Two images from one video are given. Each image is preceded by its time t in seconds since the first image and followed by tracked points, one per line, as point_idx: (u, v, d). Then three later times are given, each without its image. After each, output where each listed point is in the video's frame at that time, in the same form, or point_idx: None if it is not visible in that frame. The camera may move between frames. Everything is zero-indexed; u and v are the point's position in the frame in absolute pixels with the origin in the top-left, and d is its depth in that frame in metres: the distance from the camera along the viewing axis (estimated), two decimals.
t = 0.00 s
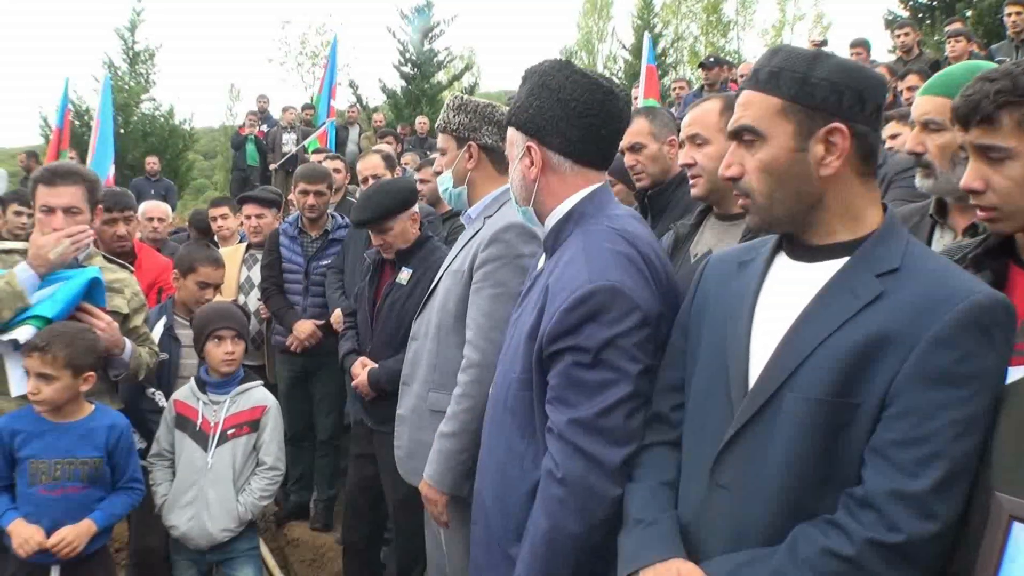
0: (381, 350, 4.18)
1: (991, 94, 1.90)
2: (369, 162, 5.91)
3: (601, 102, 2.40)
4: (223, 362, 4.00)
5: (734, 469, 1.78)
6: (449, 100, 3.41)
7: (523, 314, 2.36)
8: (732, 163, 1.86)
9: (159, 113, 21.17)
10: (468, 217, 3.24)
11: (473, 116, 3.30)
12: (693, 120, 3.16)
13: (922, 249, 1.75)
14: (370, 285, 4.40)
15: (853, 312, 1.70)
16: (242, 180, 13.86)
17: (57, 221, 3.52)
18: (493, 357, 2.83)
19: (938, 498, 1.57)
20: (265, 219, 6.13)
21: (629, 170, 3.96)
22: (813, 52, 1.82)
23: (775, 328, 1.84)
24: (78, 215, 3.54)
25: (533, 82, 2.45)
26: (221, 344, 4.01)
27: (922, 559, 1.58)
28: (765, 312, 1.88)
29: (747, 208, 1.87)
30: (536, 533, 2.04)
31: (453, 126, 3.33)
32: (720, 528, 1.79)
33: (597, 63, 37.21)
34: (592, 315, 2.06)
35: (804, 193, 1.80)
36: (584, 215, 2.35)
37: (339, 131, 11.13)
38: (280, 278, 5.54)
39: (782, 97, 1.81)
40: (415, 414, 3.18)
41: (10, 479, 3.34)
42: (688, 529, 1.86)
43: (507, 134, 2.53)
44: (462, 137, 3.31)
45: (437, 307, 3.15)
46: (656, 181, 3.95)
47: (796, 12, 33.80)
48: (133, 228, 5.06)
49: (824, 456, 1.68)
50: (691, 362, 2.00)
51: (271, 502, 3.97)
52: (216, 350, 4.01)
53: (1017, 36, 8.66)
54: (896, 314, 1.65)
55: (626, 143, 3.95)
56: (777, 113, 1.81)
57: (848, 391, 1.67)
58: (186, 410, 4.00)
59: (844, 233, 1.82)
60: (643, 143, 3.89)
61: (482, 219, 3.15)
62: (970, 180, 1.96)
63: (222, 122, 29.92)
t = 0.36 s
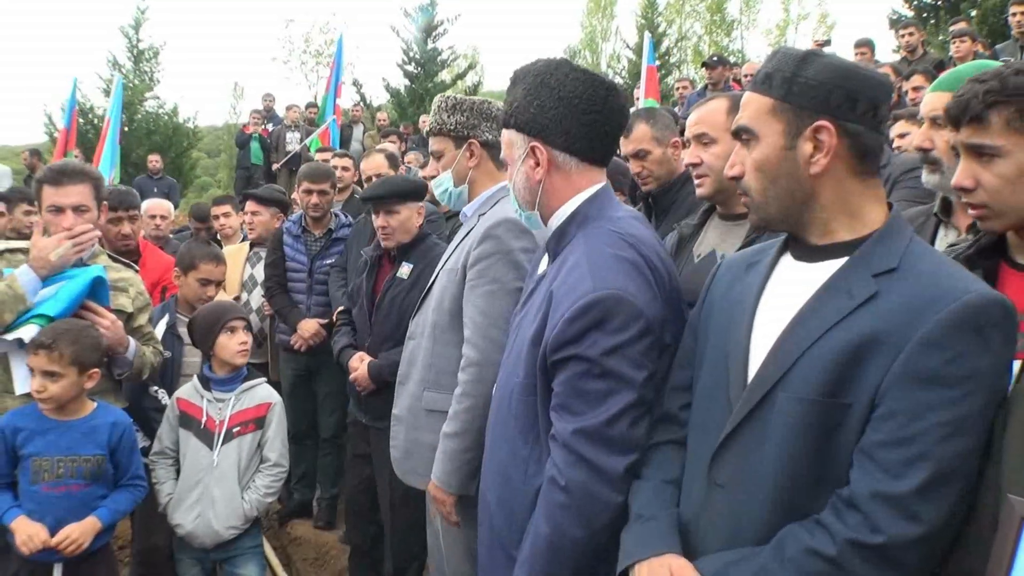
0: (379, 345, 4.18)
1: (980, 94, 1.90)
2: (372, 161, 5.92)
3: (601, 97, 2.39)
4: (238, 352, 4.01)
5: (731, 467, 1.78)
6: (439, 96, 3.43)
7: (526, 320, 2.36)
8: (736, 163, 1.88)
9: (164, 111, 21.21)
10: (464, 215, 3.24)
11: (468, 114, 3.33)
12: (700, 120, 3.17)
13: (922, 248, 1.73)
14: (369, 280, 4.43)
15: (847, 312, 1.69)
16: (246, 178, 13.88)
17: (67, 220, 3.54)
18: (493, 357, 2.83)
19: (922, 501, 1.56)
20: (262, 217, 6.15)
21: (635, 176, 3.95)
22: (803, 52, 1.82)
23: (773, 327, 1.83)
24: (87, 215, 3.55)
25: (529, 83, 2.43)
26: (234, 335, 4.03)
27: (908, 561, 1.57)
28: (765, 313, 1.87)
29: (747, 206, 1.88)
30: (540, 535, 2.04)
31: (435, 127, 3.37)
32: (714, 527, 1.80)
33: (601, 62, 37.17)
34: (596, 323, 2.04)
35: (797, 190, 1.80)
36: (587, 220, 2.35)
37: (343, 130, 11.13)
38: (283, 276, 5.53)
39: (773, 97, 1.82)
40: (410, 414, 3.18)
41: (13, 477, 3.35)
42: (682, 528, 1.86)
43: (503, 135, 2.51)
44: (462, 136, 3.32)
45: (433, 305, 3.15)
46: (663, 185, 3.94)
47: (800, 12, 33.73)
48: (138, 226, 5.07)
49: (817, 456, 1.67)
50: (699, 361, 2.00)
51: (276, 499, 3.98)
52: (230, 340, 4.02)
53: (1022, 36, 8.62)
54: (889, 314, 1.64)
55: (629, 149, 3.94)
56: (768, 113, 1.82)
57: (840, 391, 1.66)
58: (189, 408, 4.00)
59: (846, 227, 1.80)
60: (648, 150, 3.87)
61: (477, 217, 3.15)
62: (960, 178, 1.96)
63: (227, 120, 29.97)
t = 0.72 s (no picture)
0: (373, 337, 4.16)
1: (984, 87, 1.91)
2: (378, 159, 5.94)
3: (596, 102, 2.42)
4: (244, 352, 4.02)
5: (727, 465, 1.79)
6: (426, 105, 3.41)
7: (536, 310, 2.35)
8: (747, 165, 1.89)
9: (168, 110, 21.23)
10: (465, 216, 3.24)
11: (462, 121, 3.34)
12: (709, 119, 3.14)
13: (925, 249, 1.71)
14: (365, 275, 4.39)
15: (840, 313, 1.68)
16: (252, 177, 13.92)
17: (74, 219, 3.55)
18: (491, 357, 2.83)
19: (903, 504, 1.53)
20: (272, 214, 6.14)
21: (641, 178, 3.94)
22: (801, 55, 1.82)
23: (772, 326, 1.83)
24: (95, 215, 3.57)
25: (521, 98, 2.42)
26: (242, 335, 4.03)
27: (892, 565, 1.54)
28: (767, 313, 1.87)
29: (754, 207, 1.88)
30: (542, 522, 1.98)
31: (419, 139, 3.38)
32: (709, 526, 1.80)
33: (606, 62, 37.16)
34: (620, 304, 2.04)
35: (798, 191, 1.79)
36: (598, 216, 2.35)
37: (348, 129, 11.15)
38: (286, 276, 5.54)
39: (774, 97, 1.82)
40: (407, 413, 3.18)
41: (15, 474, 3.35)
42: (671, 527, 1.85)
43: (498, 149, 2.47)
44: (458, 142, 3.34)
45: (433, 307, 3.15)
46: (671, 187, 3.91)
47: (805, 12, 33.67)
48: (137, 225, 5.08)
49: (807, 456, 1.67)
50: (706, 359, 2.01)
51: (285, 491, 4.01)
52: (238, 340, 4.03)
53: None
54: (880, 315, 1.63)
55: (635, 151, 3.93)
56: (770, 114, 1.82)
57: (830, 392, 1.65)
58: (191, 408, 4.00)
59: (849, 228, 1.79)
60: (654, 151, 3.87)
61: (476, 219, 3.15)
62: (960, 171, 1.95)
63: (232, 120, 30.05)
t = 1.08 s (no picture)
0: (376, 337, 4.17)
1: (988, 91, 1.94)
2: (384, 158, 5.93)
3: (601, 113, 2.42)
4: (235, 360, 4.01)
5: (739, 467, 1.78)
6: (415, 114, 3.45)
7: (533, 303, 2.36)
8: (759, 164, 1.89)
9: (174, 109, 21.27)
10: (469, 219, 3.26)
11: (477, 121, 3.38)
12: (726, 119, 3.16)
13: (941, 251, 1.70)
14: (369, 275, 4.41)
15: (856, 315, 1.68)
16: (257, 176, 13.95)
17: (94, 218, 3.60)
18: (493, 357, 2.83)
19: (920, 509, 1.52)
20: (281, 213, 6.15)
21: (650, 181, 3.87)
22: (819, 55, 1.82)
23: (787, 330, 1.83)
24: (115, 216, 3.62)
25: (530, 105, 2.42)
26: (232, 344, 4.02)
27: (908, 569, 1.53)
28: (781, 315, 1.87)
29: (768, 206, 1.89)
30: (530, 505, 2.02)
31: (427, 134, 3.38)
32: (720, 528, 1.80)
33: (611, 62, 37.14)
34: (613, 293, 2.07)
35: (813, 192, 1.79)
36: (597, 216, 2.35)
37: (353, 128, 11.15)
38: (292, 274, 5.56)
39: (791, 98, 1.82)
40: (420, 414, 3.18)
41: (22, 471, 3.36)
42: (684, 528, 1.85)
43: (507, 152, 2.47)
44: (473, 142, 3.37)
45: (443, 310, 3.16)
46: (681, 189, 3.83)
47: (811, 12, 33.63)
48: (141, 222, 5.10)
49: (821, 458, 1.66)
50: (718, 362, 2.03)
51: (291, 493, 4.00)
52: (228, 349, 4.03)
53: None
54: (897, 317, 1.63)
55: (644, 154, 3.89)
56: (785, 114, 1.82)
57: (843, 395, 1.65)
58: (200, 405, 4.02)
59: (863, 229, 1.80)
60: (664, 154, 3.82)
61: (482, 221, 3.17)
62: (966, 174, 1.99)
63: (237, 118, 30.10)
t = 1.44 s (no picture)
0: (405, 338, 4.20)
1: (1012, 96, 2.00)
2: (407, 158, 5.94)
3: (633, 122, 2.41)
4: (263, 358, 4.05)
5: (774, 469, 1.79)
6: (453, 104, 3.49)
7: (550, 307, 2.37)
8: (787, 165, 1.90)
9: (197, 109, 21.45)
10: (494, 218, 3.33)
11: (514, 121, 3.45)
12: (754, 119, 3.11)
13: (977, 253, 1.70)
14: (397, 275, 4.43)
15: (893, 316, 1.68)
16: (279, 176, 14.06)
17: (123, 221, 3.65)
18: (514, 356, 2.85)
19: (964, 511, 1.52)
20: (303, 213, 6.20)
21: (677, 182, 3.85)
22: (851, 56, 1.83)
23: (823, 333, 1.82)
24: (143, 219, 3.68)
25: (565, 108, 2.41)
26: (255, 344, 4.07)
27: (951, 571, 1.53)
28: (815, 315, 1.87)
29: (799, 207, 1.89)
30: (538, 495, 2.04)
31: (466, 124, 3.40)
32: (755, 530, 1.80)
33: (631, 61, 37.04)
34: (621, 300, 2.09)
35: (846, 192, 1.80)
36: (615, 222, 2.35)
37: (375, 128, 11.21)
38: (315, 274, 5.60)
39: (823, 99, 1.83)
40: (454, 414, 3.20)
41: (52, 467, 3.42)
42: (723, 528, 1.86)
43: (535, 151, 2.48)
44: (507, 140, 3.41)
45: (473, 305, 3.19)
46: (709, 190, 3.81)
47: (833, 10, 33.37)
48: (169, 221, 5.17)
49: (859, 460, 1.66)
50: (748, 365, 2.02)
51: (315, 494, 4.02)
52: (252, 349, 4.08)
53: None
54: (935, 319, 1.63)
55: (672, 155, 3.85)
56: (817, 115, 1.82)
57: (883, 397, 1.65)
58: (230, 404, 4.08)
59: (897, 230, 1.80)
60: (692, 155, 3.78)
61: (509, 221, 3.24)
62: (994, 179, 2.08)
63: (259, 119, 30.31)
